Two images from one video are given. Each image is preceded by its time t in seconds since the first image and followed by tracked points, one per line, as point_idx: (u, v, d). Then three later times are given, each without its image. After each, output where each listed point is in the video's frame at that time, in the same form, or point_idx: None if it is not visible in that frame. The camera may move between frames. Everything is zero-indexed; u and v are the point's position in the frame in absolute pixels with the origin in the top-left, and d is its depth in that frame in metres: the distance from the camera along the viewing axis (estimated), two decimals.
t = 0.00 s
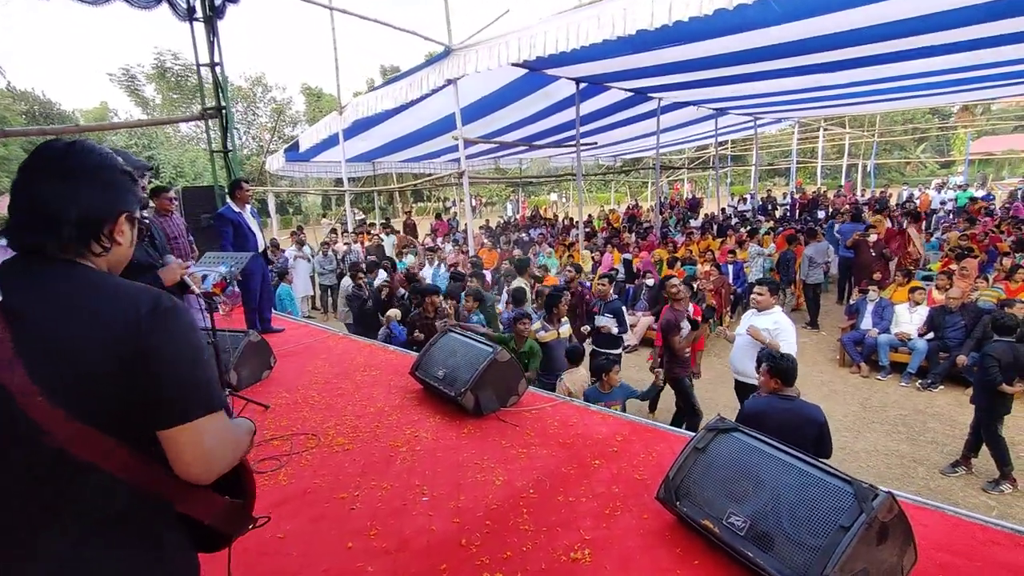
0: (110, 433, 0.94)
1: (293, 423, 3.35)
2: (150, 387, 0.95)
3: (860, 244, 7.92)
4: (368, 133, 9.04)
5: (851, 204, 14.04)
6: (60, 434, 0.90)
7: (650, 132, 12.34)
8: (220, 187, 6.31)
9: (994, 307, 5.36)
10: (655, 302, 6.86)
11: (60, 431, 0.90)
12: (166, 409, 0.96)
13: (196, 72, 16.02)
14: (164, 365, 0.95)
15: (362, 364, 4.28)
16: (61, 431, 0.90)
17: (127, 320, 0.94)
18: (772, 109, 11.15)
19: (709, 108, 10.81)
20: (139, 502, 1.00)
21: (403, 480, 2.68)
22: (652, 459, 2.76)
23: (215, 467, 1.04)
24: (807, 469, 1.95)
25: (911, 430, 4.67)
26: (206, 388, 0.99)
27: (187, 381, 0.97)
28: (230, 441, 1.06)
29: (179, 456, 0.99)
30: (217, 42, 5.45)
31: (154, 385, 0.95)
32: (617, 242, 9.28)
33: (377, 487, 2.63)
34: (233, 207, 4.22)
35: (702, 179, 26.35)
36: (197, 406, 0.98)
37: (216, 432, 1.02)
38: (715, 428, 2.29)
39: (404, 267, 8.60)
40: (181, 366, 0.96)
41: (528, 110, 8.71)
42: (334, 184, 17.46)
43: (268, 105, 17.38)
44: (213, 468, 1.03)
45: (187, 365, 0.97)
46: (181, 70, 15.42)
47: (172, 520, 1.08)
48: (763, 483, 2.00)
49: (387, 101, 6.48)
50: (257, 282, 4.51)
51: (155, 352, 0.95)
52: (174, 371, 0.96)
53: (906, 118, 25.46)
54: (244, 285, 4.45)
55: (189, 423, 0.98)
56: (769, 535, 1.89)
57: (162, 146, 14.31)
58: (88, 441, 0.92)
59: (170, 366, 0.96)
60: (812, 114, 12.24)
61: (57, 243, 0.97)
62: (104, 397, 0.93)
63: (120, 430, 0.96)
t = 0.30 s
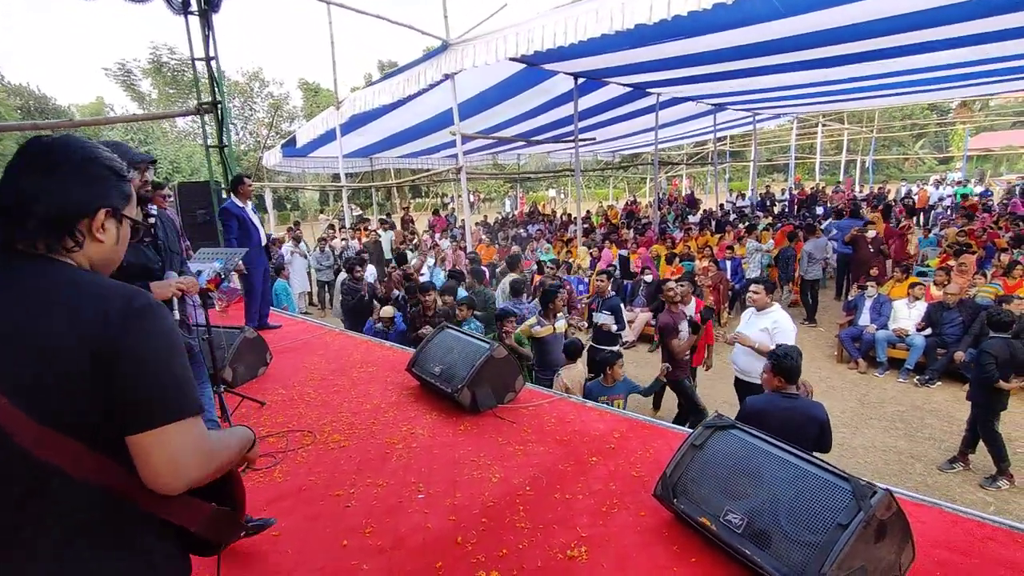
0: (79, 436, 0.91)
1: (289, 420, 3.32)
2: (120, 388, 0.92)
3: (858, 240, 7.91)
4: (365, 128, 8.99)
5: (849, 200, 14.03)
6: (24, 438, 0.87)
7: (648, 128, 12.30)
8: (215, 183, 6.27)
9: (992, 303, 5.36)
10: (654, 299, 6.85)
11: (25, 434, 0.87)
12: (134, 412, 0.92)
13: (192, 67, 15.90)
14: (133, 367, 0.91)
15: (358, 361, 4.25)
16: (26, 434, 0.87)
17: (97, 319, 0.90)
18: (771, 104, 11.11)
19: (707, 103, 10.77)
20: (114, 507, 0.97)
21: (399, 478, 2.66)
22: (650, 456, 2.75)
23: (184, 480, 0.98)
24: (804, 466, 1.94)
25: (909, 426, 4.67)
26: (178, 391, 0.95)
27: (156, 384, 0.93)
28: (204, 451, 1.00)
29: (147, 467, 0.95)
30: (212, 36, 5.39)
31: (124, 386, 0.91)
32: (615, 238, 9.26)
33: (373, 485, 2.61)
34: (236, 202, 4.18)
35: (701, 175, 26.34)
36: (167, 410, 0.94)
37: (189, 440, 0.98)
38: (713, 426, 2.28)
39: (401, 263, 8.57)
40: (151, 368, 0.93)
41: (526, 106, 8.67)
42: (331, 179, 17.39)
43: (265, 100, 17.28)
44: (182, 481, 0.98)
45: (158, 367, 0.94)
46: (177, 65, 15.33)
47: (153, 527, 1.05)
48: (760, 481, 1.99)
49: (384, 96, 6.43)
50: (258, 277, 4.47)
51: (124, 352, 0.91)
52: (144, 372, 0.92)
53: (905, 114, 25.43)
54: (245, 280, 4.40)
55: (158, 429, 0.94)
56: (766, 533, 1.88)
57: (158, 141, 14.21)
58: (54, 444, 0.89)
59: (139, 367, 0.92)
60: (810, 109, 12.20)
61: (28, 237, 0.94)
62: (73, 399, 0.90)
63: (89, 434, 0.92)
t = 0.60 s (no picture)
0: (51, 436, 0.89)
1: (287, 417, 3.31)
2: (89, 387, 0.89)
3: (859, 240, 7.89)
4: (365, 125, 8.97)
5: (851, 199, 14.00)
6: None
7: (650, 125, 12.26)
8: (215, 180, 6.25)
9: (993, 304, 5.35)
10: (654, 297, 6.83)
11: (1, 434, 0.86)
12: (106, 411, 0.90)
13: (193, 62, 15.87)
14: (104, 366, 0.89)
15: (357, 358, 4.24)
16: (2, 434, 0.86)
17: (72, 316, 0.88)
18: (772, 103, 11.09)
19: (709, 102, 10.74)
20: (98, 509, 0.97)
21: (397, 476, 2.66)
22: (648, 456, 2.74)
23: (154, 485, 0.96)
24: (804, 468, 1.93)
25: (909, 426, 4.66)
26: (151, 388, 0.93)
27: (127, 380, 0.90)
28: (176, 455, 0.98)
29: (115, 471, 0.92)
30: (212, 31, 5.36)
31: (97, 386, 0.89)
32: (615, 236, 9.25)
33: (370, 483, 2.60)
34: (239, 197, 4.16)
35: (702, 174, 26.28)
36: (138, 409, 0.91)
37: (161, 441, 0.95)
38: (711, 426, 2.26)
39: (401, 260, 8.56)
40: (123, 364, 0.90)
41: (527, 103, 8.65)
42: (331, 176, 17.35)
43: (266, 96, 17.25)
44: (149, 487, 0.95)
45: (131, 364, 0.91)
46: (178, 60, 15.28)
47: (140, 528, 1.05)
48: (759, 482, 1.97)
49: (385, 93, 6.41)
50: (260, 271, 4.45)
51: (93, 347, 0.88)
52: (113, 369, 0.89)
53: (907, 113, 25.39)
54: (247, 274, 4.38)
55: (125, 432, 0.92)
56: (764, 534, 1.87)
57: (158, 137, 14.17)
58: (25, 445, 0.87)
59: (109, 363, 0.89)
60: (812, 108, 12.17)
61: (19, 235, 0.92)
62: (44, 398, 0.87)
63: (63, 436, 0.90)
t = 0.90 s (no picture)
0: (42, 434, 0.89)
1: (284, 415, 3.30)
2: (77, 383, 0.88)
3: (860, 243, 7.88)
4: (367, 123, 8.96)
5: (852, 202, 13.99)
6: None
7: (651, 127, 12.25)
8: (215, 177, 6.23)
9: (993, 309, 5.34)
10: (653, 299, 6.83)
11: None
12: (94, 408, 0.88)
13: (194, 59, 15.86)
14: (91, 364, 0.88)
15: (355, 357, 4.24)
16: None
17: (61, 315, 0.87)
18: (773, 106, 11.09)
19: (710, 104, 10.73)
20: (93, 509, 0.97)
21: (393, 476, 2.65)
22: (646, 458, 2.73)
23: (141, 483, 0.93)
24: (803, 471, 1.91)
25: (907, 430, 4.65)
26: (138, 383, 0.92)
27: (115, 375, 0.89)
28: (162, 452, 0.95)
29: (104, 467, 0.90)
30: (213, 28, 5.35)
31: (85, 385, 0.88)
32: (615, 238, 9.24)
33: (367, 482, 2.59)
34: (239, 194, 4.15)
35: (703, 176, 26.28)
36: (128, 405, 0.90)
37: (148, 437, 0.93)
38: (710, 428, 2.25)
39: (401, 260, 8.56)
40: (110, 361, 0.89)
41: (528, 104, 8.64)
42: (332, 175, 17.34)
43: (267, 94, 17.24)
44: (137, 484, 0.92)
45: (116, 358, 0.90)
46: (179, 57, 15.24)
47: (137, 527, 1.04)
48: (757, 485, 1.96)
49: (386, 92, 6.41)
50: (260, 270, 4.43)
51: (80, 343, 0.87)
52: (101, 364, 0.88)
53: (908, 117, 25.42)
54: (246, 272, 4.37)
55: (114, 427, 0.90)
56: (762, 537, 1.86)
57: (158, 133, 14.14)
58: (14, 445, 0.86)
59: (96, 358, 0.88)
60: (813, 111, 12.16)
61: (18, 234, 0.92)
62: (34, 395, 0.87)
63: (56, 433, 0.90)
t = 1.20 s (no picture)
0: (44, 432, 0.89)
1: (284, 417, 3.30)
2: (80, 383, 0.88)
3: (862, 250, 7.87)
4: (370, 126, 8.98)
5: (853, 209, 14.00)
6: None
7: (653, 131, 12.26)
8: (218, 178, 6.25)
9: (995, 317, 5.34)
10: (654, 303, 6.84)
11: None
12: (96, 408, 0.89)
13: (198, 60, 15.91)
14: (94, 364, 0.88)
15: (356, 359, 4.24)
16: None
17: (64, 313, 0.87)
18: (776, 112, 11.10)
19: (713, 109, 10.74)
20: (91, 507, 0.97)
21: (393, 478, 2.65)
22: (645, 463, 2.72)
23: (143, 481, 0.94)
24: (802, 478, 1.91)
25: (908, 437, 4.65)
26: (141, 383, 0.92)
27: (117, 375, 0.89)
28: (163, 449, 0.96)
29: (104, 465, 0.91)
30: (218, 29, 5.37)
31: (87, 384, 0.88)
32: (617, 242, 9.25)
33: (366, 484, 2.59)
34: (242, 196, 4.16)
35: (704, 181, 26.29)
36: (129, 404, 0.91)
37: (150, 436, 0.94)
38: (709, 433, 2.25)
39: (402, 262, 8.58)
40: (113, 361, 0.89)
41: (531, 107, 8.65)
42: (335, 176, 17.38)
43: (271, 95, 17.29)
44: (140, 481, 0.94)
45: (120, 358, 0.90)
46: (184, 58, 15.27)
47: (133, 526, 1.04)
48: (755, 491, 1.96)
49: (389, 95, 6.42)
50: (262, 272, 4.44)
51: (85, 343, 0.88)
52: (103, 364, 0.89)
53: (911, 124, 25.44)
54: (249, 275, 4.37)
55: (119, 426, 0.91)
56: (760, 544, 1.86)
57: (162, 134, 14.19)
58: (14, 441, 0.86)
59: (100, 358, 0.88)
60: (815, 117, 12.17)
61: (21, 233, 0.92)
62: (37, 393, 0.87)
63: (58, 431, 0.91)
